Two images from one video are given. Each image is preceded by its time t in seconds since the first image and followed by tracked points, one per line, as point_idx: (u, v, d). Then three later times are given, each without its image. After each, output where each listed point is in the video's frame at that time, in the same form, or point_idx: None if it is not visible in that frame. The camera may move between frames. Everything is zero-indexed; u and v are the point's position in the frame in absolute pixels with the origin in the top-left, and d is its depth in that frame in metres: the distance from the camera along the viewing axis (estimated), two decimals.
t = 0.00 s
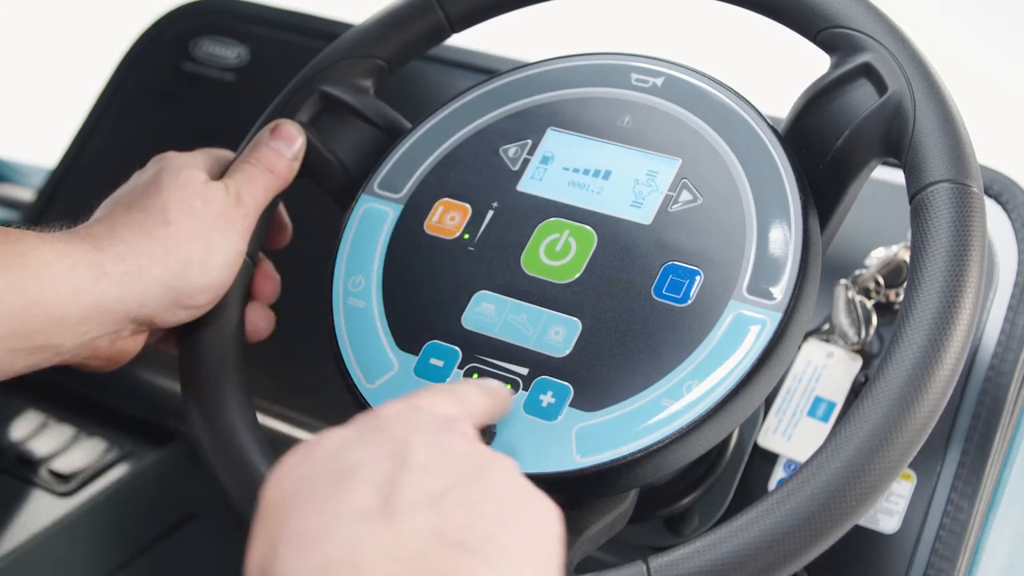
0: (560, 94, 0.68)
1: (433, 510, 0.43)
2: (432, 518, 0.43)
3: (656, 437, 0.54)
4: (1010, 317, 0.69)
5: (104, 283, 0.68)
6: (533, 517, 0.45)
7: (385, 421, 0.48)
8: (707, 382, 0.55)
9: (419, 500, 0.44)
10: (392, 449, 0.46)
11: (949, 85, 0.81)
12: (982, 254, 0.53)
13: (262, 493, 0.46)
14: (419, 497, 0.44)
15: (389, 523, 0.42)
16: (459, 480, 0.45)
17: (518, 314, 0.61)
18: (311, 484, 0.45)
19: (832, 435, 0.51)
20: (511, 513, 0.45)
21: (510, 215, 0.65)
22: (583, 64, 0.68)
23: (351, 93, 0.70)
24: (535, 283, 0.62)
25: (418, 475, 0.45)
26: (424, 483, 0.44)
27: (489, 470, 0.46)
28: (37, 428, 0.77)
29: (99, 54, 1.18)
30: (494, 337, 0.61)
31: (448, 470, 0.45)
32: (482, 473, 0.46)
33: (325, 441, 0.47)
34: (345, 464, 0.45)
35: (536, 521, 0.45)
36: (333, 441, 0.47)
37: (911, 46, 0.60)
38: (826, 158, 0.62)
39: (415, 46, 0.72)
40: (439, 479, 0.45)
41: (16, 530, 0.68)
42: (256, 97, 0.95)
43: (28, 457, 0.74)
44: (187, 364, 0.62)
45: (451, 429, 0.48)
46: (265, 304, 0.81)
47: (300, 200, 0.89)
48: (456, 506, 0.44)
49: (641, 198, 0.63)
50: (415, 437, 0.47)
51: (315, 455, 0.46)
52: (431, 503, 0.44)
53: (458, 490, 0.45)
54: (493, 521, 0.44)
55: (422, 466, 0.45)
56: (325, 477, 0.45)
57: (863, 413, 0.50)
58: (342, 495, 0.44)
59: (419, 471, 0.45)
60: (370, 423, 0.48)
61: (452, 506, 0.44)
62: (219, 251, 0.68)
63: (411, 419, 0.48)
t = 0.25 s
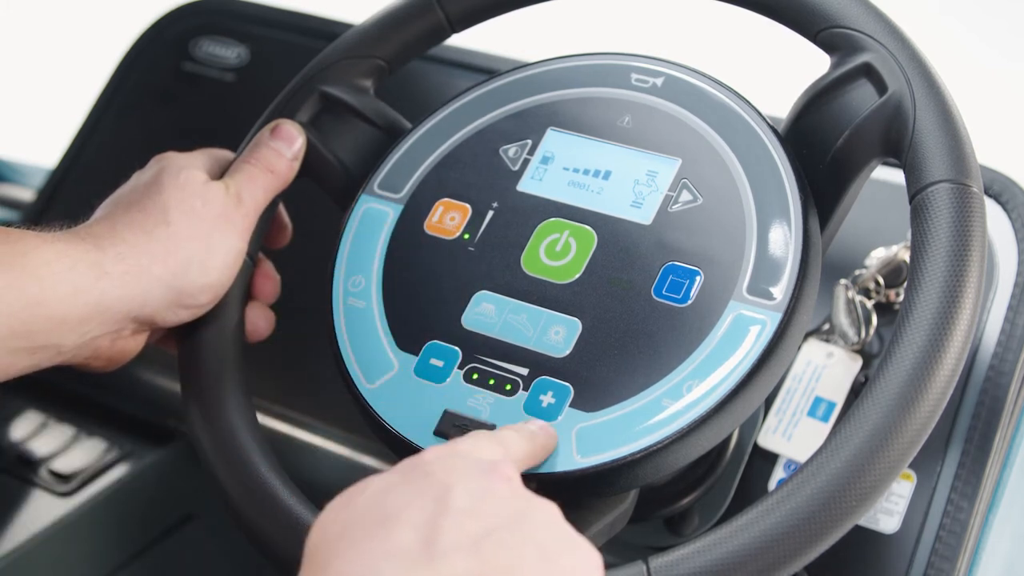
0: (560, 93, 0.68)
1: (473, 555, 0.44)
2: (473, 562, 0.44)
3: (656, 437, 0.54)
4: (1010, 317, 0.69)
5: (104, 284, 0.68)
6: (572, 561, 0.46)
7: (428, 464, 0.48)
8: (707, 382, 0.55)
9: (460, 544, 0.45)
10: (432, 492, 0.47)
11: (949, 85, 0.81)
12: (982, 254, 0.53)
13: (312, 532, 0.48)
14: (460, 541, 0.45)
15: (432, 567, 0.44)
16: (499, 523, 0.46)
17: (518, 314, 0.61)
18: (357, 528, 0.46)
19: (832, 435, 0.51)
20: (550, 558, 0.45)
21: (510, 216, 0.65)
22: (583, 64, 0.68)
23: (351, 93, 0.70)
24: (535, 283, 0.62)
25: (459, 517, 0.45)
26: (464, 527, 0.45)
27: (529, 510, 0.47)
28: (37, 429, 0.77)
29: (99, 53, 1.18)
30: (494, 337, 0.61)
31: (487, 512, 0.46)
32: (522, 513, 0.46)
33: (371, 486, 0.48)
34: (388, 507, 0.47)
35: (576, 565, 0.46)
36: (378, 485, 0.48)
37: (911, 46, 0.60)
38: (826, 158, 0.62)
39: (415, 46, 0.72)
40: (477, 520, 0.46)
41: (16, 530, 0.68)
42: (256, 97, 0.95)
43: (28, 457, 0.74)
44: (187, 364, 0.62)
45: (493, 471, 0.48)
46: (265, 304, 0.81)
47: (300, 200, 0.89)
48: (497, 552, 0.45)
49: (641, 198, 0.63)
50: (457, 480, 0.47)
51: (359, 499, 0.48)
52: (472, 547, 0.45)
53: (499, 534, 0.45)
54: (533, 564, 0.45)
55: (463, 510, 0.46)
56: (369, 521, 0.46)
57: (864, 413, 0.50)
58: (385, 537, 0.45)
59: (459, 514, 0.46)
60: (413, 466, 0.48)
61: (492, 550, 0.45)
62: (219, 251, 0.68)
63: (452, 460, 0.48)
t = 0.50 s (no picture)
0: (560, 94, 0.68)
1: (488, 530, 0.41)
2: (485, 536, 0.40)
3: (656, 437, 0.54)
4: (1010, 317, 0.69)
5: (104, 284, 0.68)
6: (590, 536, 0.43)
7: (447, 434, 0.45)
8: (707, 382, 0.55)
9: (475, 520, 0.41)
10: (450, 467, 0.43)
11: (949, 85, 0.81)
12: (982, 254, 0.53)
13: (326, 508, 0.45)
14: (478, 516, 0.41)
15: (444, 543, 0.40)
16: (514, 498, 0.42)
17: (518, 314, 0.61)
18: (370, 502, 0.43)
19: (832, 435, 0.51)
20: (566, 531, 0.42)
21: (510, 216, 0.65)
22: (583, 64, 0.68)
23: (351, 93, 0.70)
24: (535, 283, 0.62)
25: (474, 490, 0.42)
26: (481, 503, 0.42)
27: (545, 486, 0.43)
28: (37, 428, 0.77)
29: (99, 54, 1.18)
30: (494, 337, 0.61)
31: (503, 488, 0.43)
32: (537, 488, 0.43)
33: (386, 459, 0.45)
34: (405, 479, 0.43)
35: (592, 540, 0.43)
36: (396, 455, 0.45)
37: (911, 46, 0.60)
38: (826, 157, 0.62)
39: (415, 46, 0.72)
40: (495, 495, 0.42)
41: (16, 530, 0.68)
42: (256, 97, 0.95)
43: (28, 457, 0.74)
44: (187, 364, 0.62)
45: (509, 443, 0.45)
46: (265, 304, 0.81)
47: (300, 200, 0.88)
48: (514, 528, 0.41)
49: (641, 198, 0.63)
50: (475, 454, 0.44)
51: (375, 470, 0.45)
52: (487, 524, 0.41)
53: (515, 511, 0.42)
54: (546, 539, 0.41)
55: (480, 485, 0.42)
56: (382, 494, 0.43)
57: (864, 413, 0.50)
58: (400, 510, 0.42)
59: (476, 490, 0.42)
60: (432, 430, 0.46)
61: (509, 526, 0.41)
62: (219, 251, 0.68)
63: (471, 434, 0.45)
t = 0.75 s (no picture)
0: (560, 94, 0.68)
1: (408, 486, 0.48)
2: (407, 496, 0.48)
3: (656, 437, 0.54)
4: (1010, 317, 0.69)
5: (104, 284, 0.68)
6: (498, 484, 0.50)
7: (351, 405, 0.52)
8: (707, 382, 0.55)
9: (394, 480, 0.48)
10: (361, 434, 0.50)
11: (949, 85, 0.81)
12: (982, 254, 0.53)
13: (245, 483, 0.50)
14: (398, 477, 0.49)
15: (369, 502, 0.47)
16: (427, 457, 0.50)
17: (518, 314, 0.61)
18: (284, 473, 0.49)
19: (832, 435, 0.51)
20: (481, 484, 0.49)
21: (510, 216, 0.65)
22: (583, 64, 0.68)
23: (351, 93, 0.70)
24: (535, 283, 0.62)
25: (389, 454, 0.49)
26: (394, 465, 0.49)
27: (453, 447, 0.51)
28: (37, 428, 0.77)
29: (99, 54, 1.18)
30: (494, 337, 0.61)
31: (415, 450, 0.50)
32: (448, 449, 0.50)
33: (295, 432, 0.51)
34: (320, 449, 0.50)
35: (506, 497, 0.49)
36: (302, 432, 0.51)
37: (911, 46, 0.60)
38: (826, 157, 0.62)
39: (415, 46, 0.72)
40: (408, 459, 0.50)
41: (16, 530, 0.67)
42: (256, 97, 0.95)
43: (28, 457, 0.73)
44: (187, 364, 0.62)
45: (414, 407, 0.52)
46: (265, 304, 0.81)
47: (300, 200, 0.88)
48: (428, 481, 0.49)
49: (641, 198, 0.63)
50: (382, 420, 0.51)
51: (291, 446, 0.50)
52: (406, 483, 0.48)
53: (430, 466, 0.49)
54: (469, 490, 0.49)
55: (392, 449, 0.50)
56: (304, 462, 0.49)
57: (864, 413, 0.50)
58: (323, 479, 0.49)
59: (389, 454, 0.49)
60: (336, 404, 0.52)
61: (425, 482, 0.48)
62: (219, 251, 0.68)
63: (372, 404, 0.52)
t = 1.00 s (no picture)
0: (560, 94, 0.68)
1: (372, 449, 0.48)
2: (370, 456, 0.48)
3: (656, 437, 0.54)
4: (1010, 317, 0.69)
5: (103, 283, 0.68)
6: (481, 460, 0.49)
7: (322, 388, 0.52)
8: (707, 382, 0.55)
9: (359, 443, 0.48)
10: (328, 409, 0.50)
11: (948, 85, 0.81)
12: (982, 254, 0.53)
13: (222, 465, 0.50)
14: (362, 439, 0.48)
15: (331, 467, 0.47)
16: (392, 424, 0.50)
17: (518, 314, 0.61)
18: (254, 447, 0.49)
19: (832, 435, 0.51)
20: (440, 443, 0.49)
21: (510, 215, 0.65)
22: (583, 64, 0.68)
23: (351, 93, 0.70)
24: (535, 283, 0.62)
25: (357, 421, 0.49)
26: (360, 430, 0.49)
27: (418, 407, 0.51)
28: (37, 429, 0.76)
29: (99, 54, 1.18)
30: (494, 337, 0.61)
31: (380, 415, 0.50)
32: (412, 412, 0.50)
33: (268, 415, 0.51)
34: (289, 425, 0.50)
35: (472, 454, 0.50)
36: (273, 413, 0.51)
37: (911, 46, 0.60)
38: (826, 157, 0.62)
39: (415, 46, 0.72)
40: (375, 423, 0.49)
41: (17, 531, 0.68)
42: (256, 96, 0.95)
43: (28, 458, 0.73)
44: (187, 364, 0.62)
45: (382, 381, 0.52)
46: (265, 304, 0.81)
47: (300, 200, 0.88)
48: (391, 444, 0.48)
49: (641, 198, 0.63)
50: (349, 396, 0.51)
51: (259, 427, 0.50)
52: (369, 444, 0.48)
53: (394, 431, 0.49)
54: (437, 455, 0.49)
55: (358, 418, 0.50)
56: (270, 438, 0.49)
57: (864, 413, 0.50)
58: (288, 450, 0.48)
59: (355, 420, 0.49)
60: (309, 391, 0.52)
61: (387, 445, 0.48)
62: (219, 251, 0.68)
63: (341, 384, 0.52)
